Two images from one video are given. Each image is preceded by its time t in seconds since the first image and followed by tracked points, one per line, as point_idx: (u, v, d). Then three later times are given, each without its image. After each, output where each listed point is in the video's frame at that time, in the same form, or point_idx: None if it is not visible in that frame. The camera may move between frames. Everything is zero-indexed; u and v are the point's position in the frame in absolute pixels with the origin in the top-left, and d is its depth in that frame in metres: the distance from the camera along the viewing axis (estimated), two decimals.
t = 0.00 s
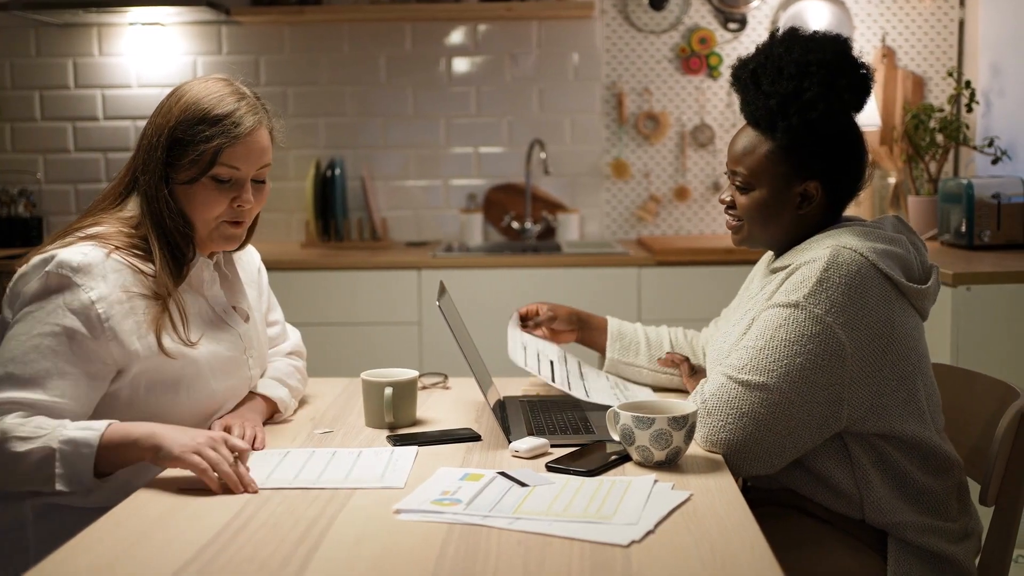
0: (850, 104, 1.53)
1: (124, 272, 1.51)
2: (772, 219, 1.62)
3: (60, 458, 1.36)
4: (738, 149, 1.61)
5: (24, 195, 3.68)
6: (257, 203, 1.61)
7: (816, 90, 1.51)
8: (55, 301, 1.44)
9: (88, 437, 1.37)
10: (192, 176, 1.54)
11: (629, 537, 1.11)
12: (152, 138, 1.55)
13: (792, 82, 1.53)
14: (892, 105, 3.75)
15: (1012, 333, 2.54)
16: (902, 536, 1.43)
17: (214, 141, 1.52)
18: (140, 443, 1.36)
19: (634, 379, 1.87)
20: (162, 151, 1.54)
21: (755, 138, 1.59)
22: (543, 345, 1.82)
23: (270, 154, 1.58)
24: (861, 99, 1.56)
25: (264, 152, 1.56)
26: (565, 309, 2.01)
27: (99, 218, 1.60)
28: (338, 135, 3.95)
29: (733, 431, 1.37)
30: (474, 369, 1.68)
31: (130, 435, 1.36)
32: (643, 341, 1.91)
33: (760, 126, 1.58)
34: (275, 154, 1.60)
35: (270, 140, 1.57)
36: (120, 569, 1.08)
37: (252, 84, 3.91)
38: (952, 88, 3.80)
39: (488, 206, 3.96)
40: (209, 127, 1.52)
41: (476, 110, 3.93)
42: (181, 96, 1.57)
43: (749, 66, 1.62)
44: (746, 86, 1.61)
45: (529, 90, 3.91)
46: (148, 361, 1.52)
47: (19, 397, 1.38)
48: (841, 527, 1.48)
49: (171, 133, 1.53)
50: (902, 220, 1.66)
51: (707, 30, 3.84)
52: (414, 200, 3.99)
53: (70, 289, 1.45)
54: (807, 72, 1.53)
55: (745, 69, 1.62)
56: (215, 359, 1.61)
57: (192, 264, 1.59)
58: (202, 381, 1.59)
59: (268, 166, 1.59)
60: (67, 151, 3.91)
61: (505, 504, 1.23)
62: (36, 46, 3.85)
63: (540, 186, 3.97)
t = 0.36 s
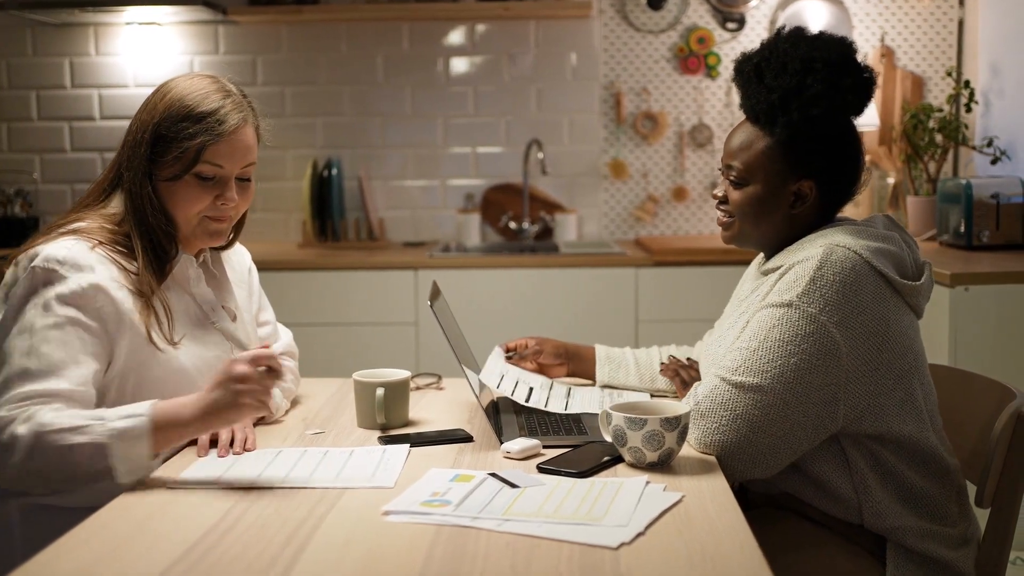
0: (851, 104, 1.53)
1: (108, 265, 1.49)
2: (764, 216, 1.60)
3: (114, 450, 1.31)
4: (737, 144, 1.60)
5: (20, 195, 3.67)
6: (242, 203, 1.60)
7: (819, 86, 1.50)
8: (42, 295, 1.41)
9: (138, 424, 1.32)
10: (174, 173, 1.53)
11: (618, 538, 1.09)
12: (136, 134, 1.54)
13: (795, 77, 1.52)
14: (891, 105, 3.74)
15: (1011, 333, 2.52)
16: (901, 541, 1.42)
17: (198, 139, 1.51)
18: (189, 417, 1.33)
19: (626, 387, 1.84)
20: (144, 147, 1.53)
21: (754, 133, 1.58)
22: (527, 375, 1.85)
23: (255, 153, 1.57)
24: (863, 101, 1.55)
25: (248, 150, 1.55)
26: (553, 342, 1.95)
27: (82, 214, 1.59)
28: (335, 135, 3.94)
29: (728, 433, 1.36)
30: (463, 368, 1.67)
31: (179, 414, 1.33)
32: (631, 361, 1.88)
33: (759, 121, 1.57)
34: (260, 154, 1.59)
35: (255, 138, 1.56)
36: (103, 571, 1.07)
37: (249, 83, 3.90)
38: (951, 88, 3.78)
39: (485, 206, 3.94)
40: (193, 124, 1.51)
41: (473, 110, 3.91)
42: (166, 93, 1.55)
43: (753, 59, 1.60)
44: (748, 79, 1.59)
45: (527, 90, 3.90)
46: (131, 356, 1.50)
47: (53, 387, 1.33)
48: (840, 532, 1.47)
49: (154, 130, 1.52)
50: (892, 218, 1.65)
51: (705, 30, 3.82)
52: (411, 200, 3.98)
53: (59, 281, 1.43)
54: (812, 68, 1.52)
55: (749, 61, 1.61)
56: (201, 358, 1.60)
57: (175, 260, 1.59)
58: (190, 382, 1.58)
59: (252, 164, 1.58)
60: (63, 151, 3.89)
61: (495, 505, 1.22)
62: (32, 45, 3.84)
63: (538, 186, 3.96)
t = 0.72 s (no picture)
0: (814, 102, 1.51)
1: (118, 267, 1.46)
2: (743, 223, 1.57)
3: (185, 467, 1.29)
4: (708, 153, 1.58)
5: (22, 197, 3.67)
6: (241, 205, 1.58)
7: (779, 87, 1.49)
8: (64, 297, 1.38)
9: (219, 453, 1.30)
10: (172, 175, 1.51)
11: (613, 543, 1.08)
12: (135, 136, 1.53)
13: (754, 81, 1.51)
14: (895, 108, 3.73)
15: (1016, 337, 2.50)
16: (892, 544, 1.41)
17: (195, 140, 1.49)
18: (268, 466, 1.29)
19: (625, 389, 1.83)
20: (144, 149, 1.51)
21: (723, 141, 1.57)
22: (525, 385, 1.84)
23: (254, 155, 1.55)
24: (826, 100, 1.52)
25: (247, 154, 1.53)
26: (556, 348, 1.92)
27: (84, 216, 1.56)
28: (337, 137, 3.94)
29: (718, 434, 1.34)
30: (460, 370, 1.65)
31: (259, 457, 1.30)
32: (630, 362, 1.88)
33: (726, 128, 1.56)
34: (259, 156, 1.57)
35: (254, 140, 1.55)
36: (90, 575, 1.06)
37: (251, 86, 3.89)
38: (955, 90, 3.76)
39: (487, 209, 3.93)
40: (191, 126, 1.49)
41: (475, 112, 3.90)
42: (166, 95, 1.54)
43: (713, 68, 1.60)
44: (712, 88, 1.59)
45: (529, 92, 3.89)
46: (141, 357, 1.49)
47: (113, 385, 1.34)
48: (831, 536, 1.45)
49: (152, 131, 1.51)
50: (876, 215, 1.63)
51: (708, 32, 3.80)
52: (412, 202, 3.97)
53: (79, 287, 1.39)
54: (771, 71, 1.51)
55: (711, 71, 1.60)
56: (202, 363, 1.57)
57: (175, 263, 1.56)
58: (193, 388, 1.56)
59: (252, 167, 1.56)
60: (65, 154, 3.89)
61: (490, 509, 1.20)
62: (34, 47, 3.83)
63: (540, 188, 3.95)
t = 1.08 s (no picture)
0: (780, 104, 1.46)
1: (117, 270, 1.45)
2: (737, 235, 1.55)
3: (183, 470, 1.28)
4: (690, 171, 1.56)
5: (30, 202, 3.67)
6: (240, 211, 1.57)
7: (738, 96, 1.46)
8: (63, 300, 1.37)
9: (219, 458, 1.29)
10: (170, 181, 1.51)
11: (611, 551, 1.07)
12: (134, 143, 1.53)
13: (716, 94, 1.49)
14: (903, 113, 3.71)
15: None
16: (904, 554, 1.39)
17: (192, 146, 1.49)
18: (269, 470, 1.29)
19: (627, 396, 1.81)
20: (142, 156, 1.51)
21: (701, 158, 1.55)
22: (520, 384, 1.83)
23: (252, 160, 1.55)
24: (791, 100, 1.48)
25: (244, 158, 1.52)
26: (557, 352, 1.92)
27: (84, 221, 1.56)
28: (344, 142, 3.94)
29: (723, 442, 1.33)
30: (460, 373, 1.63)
31: (260, 463, 1.29)
32: (634, 368, 1.86)
33: (703, 145, 1.54)
34: (257, 162, 1.57)
35: (253, 146, 1.54)
36: None
37: (258, 91, 3.90)
38: (965, 94, 3.74)
39: (493, 214, 3.93)
40: (188, 131, 1.49)
41: (482, 117, 3.90)
42: (164, 101, 1.54)
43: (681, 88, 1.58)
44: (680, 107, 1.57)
45: (535, 98, 3.89)
46: (142, 360, 1.48)
47: (115, 390, 1.34)
48: (841, 547, 1.43)
49: (151, 138, 1.51)
50: (881, 222, 1.62)
51: (716, 37, 3.78)
52: (419, 207, 3.96)
53: (77, 290, 1.38)
54: (730, 81, 1.48)
55: (677, 92, 1.58)
56: (202, 367, 1.57)
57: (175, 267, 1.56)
58: (194, 392, 1.55)
59: (251, 172, 1.55)
60: (73, 159, 3.90)
61: (488, 516, 1.19)
62: (42, 53, 3.84)
63: (546, 194, 3.94)
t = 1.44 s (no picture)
0: (762, 114, 1.44)
1: (117, 273, 1.45)
2: (735, 250, 1.52)
3: (183, 473, 1.28)
4: (683, 189, 1.55)
5: (40, 206, 3.69)
6: (239, 214, 1.57)
7: (718, 111, 1.45)
8: (63, 303, 1.38)
9: (219, 461, 1.29)
10: (168, 185, 1.51)
11: (609, 556, 1.06)
12: (133, 147, 1.53)
13: (699, 111, 1.48)
14: (913, 117, 3.69)
15: None
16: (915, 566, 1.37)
17: (191, 150, 1.49)
18: (269, 472, 1.28)
19: (631, 401, 1.80)
20: (140, 160, 1.51)
21: (692, 175, 1.53)
22: (520, 384, 1.83)
23: (250, 163, 1.55)
24: (773, 110, 1.45)
25: (242, 162, 1.52)
26: (561, 359, 1.91)
27: (84, 225, 1.56)
28: (352, 147, 3.94)
29: (728, 448, 1.31)
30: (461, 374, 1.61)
31: (261, 464, 1.29)
32: (638, 372, 1.85)
33: (693, 163, 1.53)
34: (256, 164, 1.57)
35: (251, 148, 1.54)
36: None
37: (267, 95, 3.91)
38: (975, 98, 3.72)
39: (502, 218, 3.93)
40: (185, 135, 1.49)
41: (491, 121, 3.90)
42: (163, 104, 1.54)
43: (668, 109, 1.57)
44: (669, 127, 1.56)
45: (543, 102, 3.88)
46: (141, 363, 1.48)
47: (115, 394, 1.34)
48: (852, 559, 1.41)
49: (149, 142, 1.51)
50: (886, 230, 1.60)
51: (724, 40, 3.77)
52: (427, 212, 3.96)
53: (78, 293, 1.39)
54: (711, 97, 1.47)
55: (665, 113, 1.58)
56: (203, 370, 1.56)
57: (176, 271, 1.56)
58: (195, 394, 1.55)
59: (249, 174, 1.55)
60: (82, 163, 3.91)
61: (487, 520, 1.19)
62: (52, 57, 3.86)
63: (554, 198, 3.94)
